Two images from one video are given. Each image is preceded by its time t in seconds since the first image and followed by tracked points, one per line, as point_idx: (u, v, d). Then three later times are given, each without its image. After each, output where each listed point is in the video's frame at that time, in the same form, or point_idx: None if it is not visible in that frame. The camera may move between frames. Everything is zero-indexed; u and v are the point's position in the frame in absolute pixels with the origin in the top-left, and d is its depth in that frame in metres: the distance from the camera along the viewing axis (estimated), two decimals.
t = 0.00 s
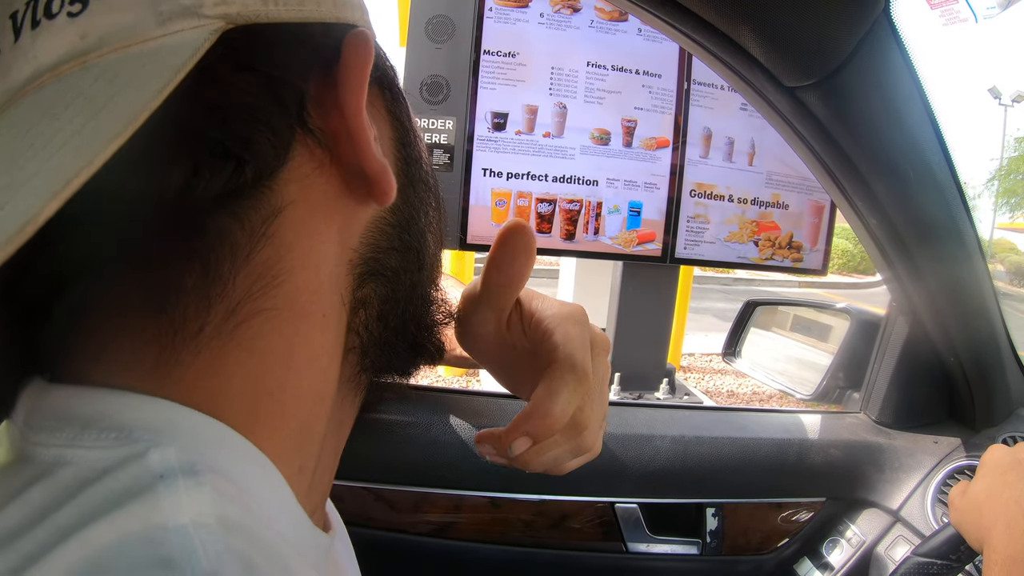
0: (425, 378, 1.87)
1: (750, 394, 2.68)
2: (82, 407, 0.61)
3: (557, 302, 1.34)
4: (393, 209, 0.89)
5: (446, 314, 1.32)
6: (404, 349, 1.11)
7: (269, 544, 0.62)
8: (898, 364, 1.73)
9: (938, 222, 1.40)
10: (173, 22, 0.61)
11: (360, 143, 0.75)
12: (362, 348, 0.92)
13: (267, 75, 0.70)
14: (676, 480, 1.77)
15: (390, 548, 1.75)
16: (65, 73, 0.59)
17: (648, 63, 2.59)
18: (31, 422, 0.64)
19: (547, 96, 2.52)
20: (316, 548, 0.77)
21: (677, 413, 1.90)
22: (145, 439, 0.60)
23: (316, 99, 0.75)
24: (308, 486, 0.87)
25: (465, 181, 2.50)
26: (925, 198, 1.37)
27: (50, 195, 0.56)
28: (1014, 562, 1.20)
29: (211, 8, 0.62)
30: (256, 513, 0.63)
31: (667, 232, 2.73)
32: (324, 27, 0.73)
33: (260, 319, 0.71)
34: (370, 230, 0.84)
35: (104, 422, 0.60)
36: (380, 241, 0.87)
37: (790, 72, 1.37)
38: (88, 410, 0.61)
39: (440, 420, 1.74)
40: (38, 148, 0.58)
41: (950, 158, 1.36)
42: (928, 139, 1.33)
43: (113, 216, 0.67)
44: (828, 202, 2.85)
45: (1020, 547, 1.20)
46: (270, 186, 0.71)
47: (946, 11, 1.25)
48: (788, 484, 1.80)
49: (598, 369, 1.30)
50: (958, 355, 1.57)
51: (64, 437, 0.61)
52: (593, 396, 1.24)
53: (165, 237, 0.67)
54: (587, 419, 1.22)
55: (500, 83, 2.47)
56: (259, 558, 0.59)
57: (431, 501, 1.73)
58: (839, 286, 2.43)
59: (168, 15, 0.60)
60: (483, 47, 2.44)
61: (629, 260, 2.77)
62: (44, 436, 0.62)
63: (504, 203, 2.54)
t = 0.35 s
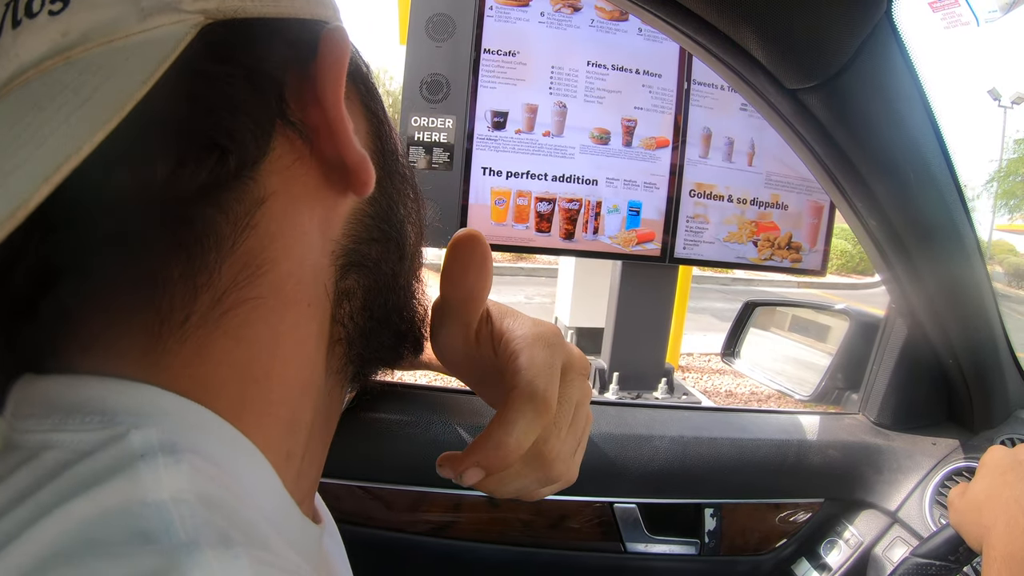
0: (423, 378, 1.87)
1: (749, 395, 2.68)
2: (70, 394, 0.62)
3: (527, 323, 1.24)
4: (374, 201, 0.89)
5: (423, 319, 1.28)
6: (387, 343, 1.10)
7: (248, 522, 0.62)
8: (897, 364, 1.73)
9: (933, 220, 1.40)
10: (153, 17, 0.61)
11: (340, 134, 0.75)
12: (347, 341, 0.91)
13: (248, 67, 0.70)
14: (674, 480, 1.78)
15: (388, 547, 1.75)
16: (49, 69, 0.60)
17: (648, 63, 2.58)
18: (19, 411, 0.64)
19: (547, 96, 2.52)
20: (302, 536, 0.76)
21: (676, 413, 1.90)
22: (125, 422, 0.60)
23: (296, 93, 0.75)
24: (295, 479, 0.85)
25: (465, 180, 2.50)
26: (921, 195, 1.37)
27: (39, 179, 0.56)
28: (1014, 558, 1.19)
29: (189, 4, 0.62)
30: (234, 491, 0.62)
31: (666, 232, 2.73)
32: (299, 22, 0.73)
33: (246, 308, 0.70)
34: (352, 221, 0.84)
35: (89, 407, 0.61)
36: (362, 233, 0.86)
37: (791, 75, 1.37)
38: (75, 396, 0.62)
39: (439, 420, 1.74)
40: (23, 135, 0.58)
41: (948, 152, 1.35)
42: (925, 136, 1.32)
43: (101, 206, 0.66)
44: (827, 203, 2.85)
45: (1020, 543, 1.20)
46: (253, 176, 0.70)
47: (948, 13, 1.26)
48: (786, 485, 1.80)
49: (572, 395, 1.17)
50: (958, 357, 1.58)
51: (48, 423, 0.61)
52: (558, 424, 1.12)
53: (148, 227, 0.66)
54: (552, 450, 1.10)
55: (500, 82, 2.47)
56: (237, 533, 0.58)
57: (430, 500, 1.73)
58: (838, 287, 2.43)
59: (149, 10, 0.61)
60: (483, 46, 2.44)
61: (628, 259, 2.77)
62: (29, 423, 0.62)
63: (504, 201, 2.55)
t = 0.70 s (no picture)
0: (422, 377, 1.87)
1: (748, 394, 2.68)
2: (72, 388, 0.62)
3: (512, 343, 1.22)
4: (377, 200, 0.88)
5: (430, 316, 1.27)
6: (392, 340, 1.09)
7: (251, 513, 0.61)
8: (895, 364, 1.73)
9: (937, 222, 1.40)
10: (153, 16, 0.60)
11: (342, 134, 0.73)
12: (351, 340, 0.91)
13: (250, 67, 0.70)
14: (673, 479, 1.78)
15: (387, 545, 1.75)
16: (48, 70, 0.59)
17: (648, 62, 2.58)
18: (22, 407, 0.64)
19: (547, 95, 2.52)
20: (304, 532, 0.75)
21: (675, 413, 1.91)
22: (126, 415, 0.60)
23: (298, 94, 0.74)
24: (300, 476, 0.85)
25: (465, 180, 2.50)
26: (924, 196, 1.37)
27: (36, 191, 0.55)
28: (1015, 559, 1.20)
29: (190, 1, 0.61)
30: (237, 485, 0.62)
31: (666, 232, 2.73)
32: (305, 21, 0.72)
33: (248, 307, 0.70)
34: (356, 220, 0.83)
35: (91, 401, 0.61)
36: (365, 231, 0.86)
37: (791, 75, 1.38)
38: (77, 391, 0.62)
39: (438, 419, 1.74)
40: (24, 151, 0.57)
41: (948, 154, 1.35)
42: (927, 138, 1.32)
43: (105, 207, 0.67)
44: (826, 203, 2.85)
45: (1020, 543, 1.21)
46: (253, 177, 0.70)
47: (948, 13, 1.25)
48: (785, 485, 1.80)
49: (550, 418, 1.14)
50: (956, 357, 1.58)
51: (48, 418, 0.61)
52: (532, 448, 1.08)
53: (151, 227, 0.67)
54: (525, 475, 1.06)
55: (500, 81, 2.46)
56: (240, 524, 0.58)
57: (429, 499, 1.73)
58: (837, 288, 2.43)
59: (148, 10, 0.60)
60: (483, 45, 2.44)
61: (628, 259, 2.77)
62: (30, 418, 0.62)
63: (504, 201, 2.55)
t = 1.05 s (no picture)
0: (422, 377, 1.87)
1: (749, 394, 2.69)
2: (87, 386, 0.61)
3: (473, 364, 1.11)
4: (377, 198, 0.88)
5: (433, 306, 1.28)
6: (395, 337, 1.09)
7: (271, 510, 0.61)
8: (896, 364, 1.73)
9: (939, 224, 1.40)
10: (150, 26, 0.60)
11: (343, 136, 0.74)
12: (355, 336, 0.92)
13: (245, 71, 0.69)
14: (673, 479, 1.78)
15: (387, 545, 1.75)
16: (45, 85, 0.60)
17: (649, 63, 2.59)
18: (33, 404, 0.63)
19: (547, 95, 2.52)
20: (315, 527, 0.76)
21: (675, 413, 1.91)
22: (142, 411, 0.59)
23: (297, 93, 0.73)
24: (309, 473, 0.86)
25: (465, 180, 2.50)
26: (926, 198, 1.37)
27: (43, 208, 0.55)
28: (1015, 559, 1.20)
29: (186, 11, 0.61)
30: (253, 479, 0.62)
31: (666, 232, 2.73)
32: (301, 19, 0.71)
33: (255, 307, 0.70)
34: (357, 218, 0.83)
35: (110, 395, 0.60)
36: (366, 228, 0.86)
37: (789, 77, 1.39)
38: (93, 386, 0.61)
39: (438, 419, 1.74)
40: (26, 164, 0.57)
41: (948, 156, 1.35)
42: (929, 140, 1.33)
43: (109, 215, 0.66)
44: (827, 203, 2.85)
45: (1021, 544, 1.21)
46: (256, 181, 0.70)
47: (947, 13, 1.26)
48: (785, 484, 1.80)
49: (509, 444, 1.03)
50: (956, 356, 1.58)
51: (64, 413, 0.60)
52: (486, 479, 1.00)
53: (160, 231, 0.67)
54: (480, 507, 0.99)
55: (500, 81, 2.47)
56: (259, 516, 0.58)
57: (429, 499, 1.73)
58: (837, 287, 2.43)
59: (145, 20, 0.60)
60: (483, 46, 2.44)
61: (629, 259, 2.77)
62: (44, 415, 0.61)
63: (504, 201, 2.55)
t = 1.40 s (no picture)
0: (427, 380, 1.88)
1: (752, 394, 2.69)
2: (118, 388, 0.62)
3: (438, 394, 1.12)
4: (375, 178, 0.85)
5: (452, 285, 1.26)
6: (413, 324, 1.08)
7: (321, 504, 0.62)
8: (898, 361, 1.72)
9: (936, 219, 1.40)
10: (108, 51, 0.57)
11: (325, 129, 0.72)
12: (369, 321, 0.90)
13: (216, 79, 0.69)
14: (676, 480, 1.78)
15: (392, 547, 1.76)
16: (16, 127, 0.56)
17: (649, 64, 2.60)
18: (64, 412, 0.63)
19: (548, 97, 2.53)
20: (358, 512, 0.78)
21: (678, 414, 1.92)
22: (182, 414, 0.60)
23: (270, 90, 0.72)
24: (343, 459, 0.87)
25: (466, 183, 2.51)
26: (925, 193, 1.37)
27: (26, 256, 0.54)
28: (1011, 560, 1.20)
29: (142, 27, 0.57)
30: (300, 476, 0.63)
31: (667, 233, 2.73)
32: (267, 9, 0.71)
33: (264, 305, 0.70)
34: (355, 202, 0.81)
35: (145, 399, 0.60)
36: (368, 211, 0.84)
37: (787, 76, 1.40)
38: (127, 390, 0.61)
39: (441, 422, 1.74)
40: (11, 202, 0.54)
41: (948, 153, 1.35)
42: (927, 137, 1.32)
43: (105, 237, 0.67)
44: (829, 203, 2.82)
45: (1017, 544, 1.20)
46: (244, 183, 0.69)
47: (943, 12, 1.26)
48: (788, 484, 1.80)
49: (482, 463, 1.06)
50: (958, 353, 1.57)
51: (102, 416, 0.60)
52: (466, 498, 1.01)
53: (166, 244, 0.67)
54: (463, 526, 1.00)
55: (500, 84, 2.48)
56: (313, 516, 0.59)
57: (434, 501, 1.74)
58: (841, 287, 2.43)
59: (102, 46, 0.56)
60: (483, 48, 2.45)
61: (631, 261, 2.78)
62: (78, 420, 0.61)
63: (505, 204, 2.55)
